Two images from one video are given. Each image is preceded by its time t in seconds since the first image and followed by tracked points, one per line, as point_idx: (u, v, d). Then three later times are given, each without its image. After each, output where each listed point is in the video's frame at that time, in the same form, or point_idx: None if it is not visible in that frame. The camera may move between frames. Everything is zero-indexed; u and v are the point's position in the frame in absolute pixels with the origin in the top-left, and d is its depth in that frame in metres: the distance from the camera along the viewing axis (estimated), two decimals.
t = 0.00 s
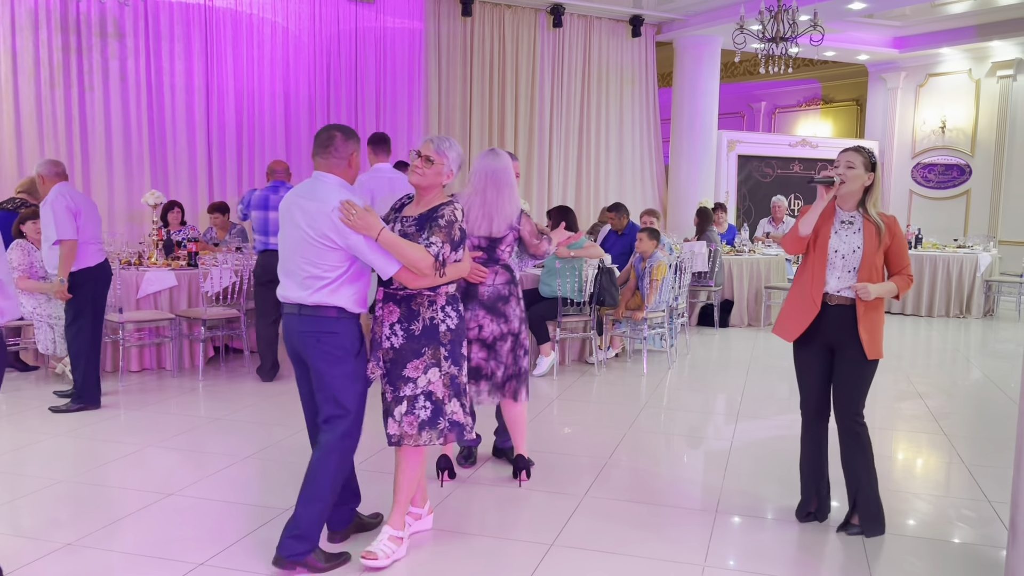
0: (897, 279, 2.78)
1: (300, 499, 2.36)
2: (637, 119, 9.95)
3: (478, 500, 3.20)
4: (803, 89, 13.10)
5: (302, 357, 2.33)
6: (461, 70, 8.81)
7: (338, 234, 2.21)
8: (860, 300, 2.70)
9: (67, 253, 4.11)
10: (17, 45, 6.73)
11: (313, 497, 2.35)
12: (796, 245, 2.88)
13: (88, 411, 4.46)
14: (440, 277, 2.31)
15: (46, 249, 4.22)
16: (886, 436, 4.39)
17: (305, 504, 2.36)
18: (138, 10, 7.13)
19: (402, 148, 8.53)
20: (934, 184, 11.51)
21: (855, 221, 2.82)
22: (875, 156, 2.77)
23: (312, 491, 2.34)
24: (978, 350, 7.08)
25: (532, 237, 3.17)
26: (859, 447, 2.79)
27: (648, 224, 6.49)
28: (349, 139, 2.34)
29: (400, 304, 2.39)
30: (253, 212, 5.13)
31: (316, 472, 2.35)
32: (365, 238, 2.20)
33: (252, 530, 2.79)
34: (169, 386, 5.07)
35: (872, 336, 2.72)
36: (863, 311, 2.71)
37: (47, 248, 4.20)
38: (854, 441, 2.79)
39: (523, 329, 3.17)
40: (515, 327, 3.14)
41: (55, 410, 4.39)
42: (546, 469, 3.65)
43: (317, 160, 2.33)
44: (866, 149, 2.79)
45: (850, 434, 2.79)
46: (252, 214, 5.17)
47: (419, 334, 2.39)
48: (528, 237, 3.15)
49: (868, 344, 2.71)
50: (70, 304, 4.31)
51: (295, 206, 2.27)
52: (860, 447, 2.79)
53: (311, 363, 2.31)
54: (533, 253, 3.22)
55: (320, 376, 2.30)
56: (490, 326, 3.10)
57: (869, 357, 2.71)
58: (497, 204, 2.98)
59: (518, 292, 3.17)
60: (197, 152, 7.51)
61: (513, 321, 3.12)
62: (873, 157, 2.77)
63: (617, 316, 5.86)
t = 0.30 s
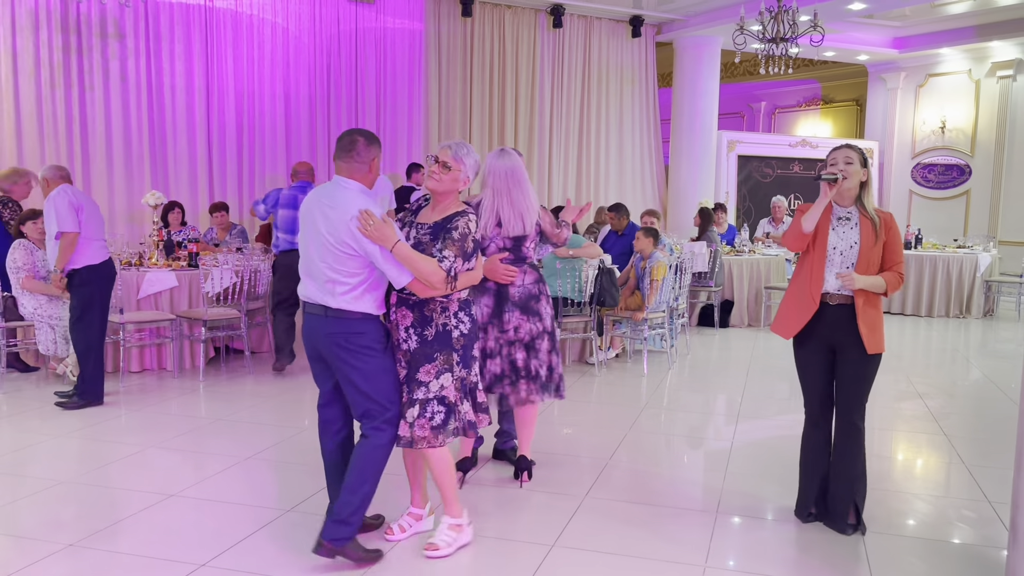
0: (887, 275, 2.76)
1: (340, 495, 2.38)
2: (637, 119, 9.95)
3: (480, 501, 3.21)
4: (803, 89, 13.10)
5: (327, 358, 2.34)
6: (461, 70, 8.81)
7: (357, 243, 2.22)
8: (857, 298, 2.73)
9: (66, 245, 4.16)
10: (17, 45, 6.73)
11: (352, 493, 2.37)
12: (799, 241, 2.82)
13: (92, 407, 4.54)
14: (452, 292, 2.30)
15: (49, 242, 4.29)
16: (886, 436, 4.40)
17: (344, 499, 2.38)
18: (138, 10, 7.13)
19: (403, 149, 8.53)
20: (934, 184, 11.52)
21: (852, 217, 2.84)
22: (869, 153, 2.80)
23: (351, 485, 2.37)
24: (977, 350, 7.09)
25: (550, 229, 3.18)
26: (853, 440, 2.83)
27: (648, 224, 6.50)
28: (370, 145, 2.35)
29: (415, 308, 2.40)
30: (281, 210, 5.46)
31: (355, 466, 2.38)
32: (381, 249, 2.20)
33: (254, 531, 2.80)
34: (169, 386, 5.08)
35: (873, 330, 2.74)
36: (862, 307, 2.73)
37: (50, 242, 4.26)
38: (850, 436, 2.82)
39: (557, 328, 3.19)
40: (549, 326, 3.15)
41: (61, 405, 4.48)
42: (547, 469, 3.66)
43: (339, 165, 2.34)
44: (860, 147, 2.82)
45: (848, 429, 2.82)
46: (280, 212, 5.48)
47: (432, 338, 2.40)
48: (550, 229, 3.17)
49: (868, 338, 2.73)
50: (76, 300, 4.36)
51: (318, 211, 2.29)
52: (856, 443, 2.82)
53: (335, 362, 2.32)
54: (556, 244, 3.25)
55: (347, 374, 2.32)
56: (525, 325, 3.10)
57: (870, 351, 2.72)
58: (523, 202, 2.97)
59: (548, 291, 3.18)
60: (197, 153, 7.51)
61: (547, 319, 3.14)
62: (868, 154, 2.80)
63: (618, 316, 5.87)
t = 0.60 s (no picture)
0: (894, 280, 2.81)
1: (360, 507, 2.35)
2: (637, 120, 9.96)
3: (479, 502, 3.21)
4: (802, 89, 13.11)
5: (343, 362, 2.30)
6: (460, 71, 8.81)
7: (380, 233, 2.21)
8: (856, 305, 2.73)
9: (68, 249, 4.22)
10: (17, 45, 6.74)
11: (372, 504, 2.34)
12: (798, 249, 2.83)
13: (97, 403, 4.63)
14: (473, 276, 2.33)
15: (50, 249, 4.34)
16: (885, 436, 4.41)
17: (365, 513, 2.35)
18: (138, 11, 7.14)
19: (402, 149, 8.54)
20: (933, 185, 11.53)
21: (851, 220, 2.83)
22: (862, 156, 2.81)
23: (370, 497, 2.33)
24: (976, 351, 7.10)
25: (549, 228, 3.20)
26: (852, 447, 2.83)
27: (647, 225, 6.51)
28: (381, 140, 2.35)
29: (433, 307, 2.40)
30: (284, 209, 5.52)
31: (368, 476, 2.33)
32: (405, 236, 2.20)
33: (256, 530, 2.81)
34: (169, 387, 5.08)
35: (870, 335, 2.74)
36: (860, 316, 2.74)
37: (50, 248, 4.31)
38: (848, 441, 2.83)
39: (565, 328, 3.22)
40: (557, 326, 3.19)
41: (65, 402, 4.59)
42: (547, 470, 3.67)
43: (349, 161, 2.34)
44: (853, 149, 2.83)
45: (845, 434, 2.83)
46: (281, 211, 5.54)
47: (454, 334, 2.40)
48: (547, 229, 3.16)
49: (866, 344, 2.74)
50: (75, 302, 4.44)
51: (332, 205, 2.26)
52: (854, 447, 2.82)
53: (351, 368, 2.27)
54: (554, 242, 3.23)
55: (362, 379, 2.27)
56: (529, 328, 3.11)
57: (867, 356, 2.74)
58: (519, 206, 2.88)
59: (551, 292, 3.21)
60: (197, 153, 7.52)
61: (553, 320, 3.17)
62: (861, 157, 2.81)
63: (617, 317, 5.87)
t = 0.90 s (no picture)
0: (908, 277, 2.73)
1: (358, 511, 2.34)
2: (637, 120, 9.97)
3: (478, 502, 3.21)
4: (802, 89, 13.11)
5: (345, 367, 2.28)
6: (460, 71, 8.82)
7: (387, 225, 2.23)
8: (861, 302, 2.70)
9: (72, 248, 4.27)
10: (17, 46, 6.75)
11: (370, 509, 2.33)
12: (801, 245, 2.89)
13: (97, 403, 4.63)
14: (484, 266, 2.36)
15: (54, 257, 4.39)
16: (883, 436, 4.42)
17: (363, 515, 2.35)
18: (138, 12, 7.16)
19: (401, 149, 8.54)
20: (933, 185, 11.54)
21: (858, 218, 2.80)
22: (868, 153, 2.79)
23: (368, 502, 2.33)
24: (976, 351, 7.11)
25: (542, 232, 3.23)
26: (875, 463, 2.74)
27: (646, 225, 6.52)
28: (377, 143, 2.36)
29: (445, 306, 2.41)
30: (268, 209, 5.53)
31: (365, 482, 2.32)
32: (413, 226, 2.23)
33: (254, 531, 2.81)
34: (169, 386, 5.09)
35: (876, 336, 2.69)
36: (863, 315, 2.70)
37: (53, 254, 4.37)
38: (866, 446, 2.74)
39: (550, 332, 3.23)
40: (541, 329, 3.19)
41: (66, 403, 4.59)
42: (546, 470, 3.67)
43: (345, 164, 2.34)
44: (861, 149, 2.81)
45: (865, 443, 2.74)
46: (267, 211, 5.55)
47: (466, 332, 2.41)
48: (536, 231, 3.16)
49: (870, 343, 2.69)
50: (87, 301, 4.44)
51: (334, 205, 2.26)
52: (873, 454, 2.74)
53: (353, 373, 2.26)
54: (544, 245, 3.25)
55: (365, 384, 2.26)
56: (516, 329, 3.12)
57: (872, 355, 2.69)
58: (512, 205, 2.87)
59: (536, 295, 3.22)
60: (197, 154, 7.52)
61: (538, 323, 3.17)
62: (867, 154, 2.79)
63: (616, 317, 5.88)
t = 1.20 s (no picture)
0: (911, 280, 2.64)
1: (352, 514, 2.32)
2: (636, 120, 9.97)
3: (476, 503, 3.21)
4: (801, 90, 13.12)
5: (326, 372, 2.26)
6: (459, 71, 8.83)
7: (368, 231, 2.20)
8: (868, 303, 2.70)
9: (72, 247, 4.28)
10: (17, 46, 6.75)
11: (363, 512, 2.32)
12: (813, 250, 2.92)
13: (96, 403, 4.63)
14: (467, 270, 2.31)
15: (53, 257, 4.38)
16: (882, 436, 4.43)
17: (357, 519, 2.33)
18: (138, 13, 7.16)
19: (401, 149, 8.55)
20: (932, 185, 11.55)
21: (873, 221, 2.78)
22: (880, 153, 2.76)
23: (361, 505, 2.31)
24: (975, 351, 7.11)
25: (543, 243, 3.20)
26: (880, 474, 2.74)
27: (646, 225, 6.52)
28: (363, 142, 2.34)
29: (427, 308, 2.40)
30: (268, 209, 5.51)
31: (356, 485, 2.29)
32: (395, 232, 2.20)
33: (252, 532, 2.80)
34: (169, 387, 5.09)
35: (891, 340, 2.65)
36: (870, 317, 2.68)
37: (51, 254, 4.35)
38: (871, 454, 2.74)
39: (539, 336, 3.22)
40: (532, 333, 3.17)
41: (65, 403, 4.58)
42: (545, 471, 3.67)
43: (329, 165, 2.32)
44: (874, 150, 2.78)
45: (870, 447, 2.74)
46: (265, 211, 5.52)
47: (450, 335, 2.41)
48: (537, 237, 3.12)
49: (880, 347, 2.66)
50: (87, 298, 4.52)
51: (315, 207, 2.24)
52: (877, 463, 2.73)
53: (335, 378, 2.23)
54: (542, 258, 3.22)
55: (348, 388, 2.23)
56: (508, 332, 3.09)
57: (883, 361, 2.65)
58: (524, 207, 2.87)
59: (530, 296, 3.20)
60: (196, 154, 7.53)
61: (531, 327, 3.15)
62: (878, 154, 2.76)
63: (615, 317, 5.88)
